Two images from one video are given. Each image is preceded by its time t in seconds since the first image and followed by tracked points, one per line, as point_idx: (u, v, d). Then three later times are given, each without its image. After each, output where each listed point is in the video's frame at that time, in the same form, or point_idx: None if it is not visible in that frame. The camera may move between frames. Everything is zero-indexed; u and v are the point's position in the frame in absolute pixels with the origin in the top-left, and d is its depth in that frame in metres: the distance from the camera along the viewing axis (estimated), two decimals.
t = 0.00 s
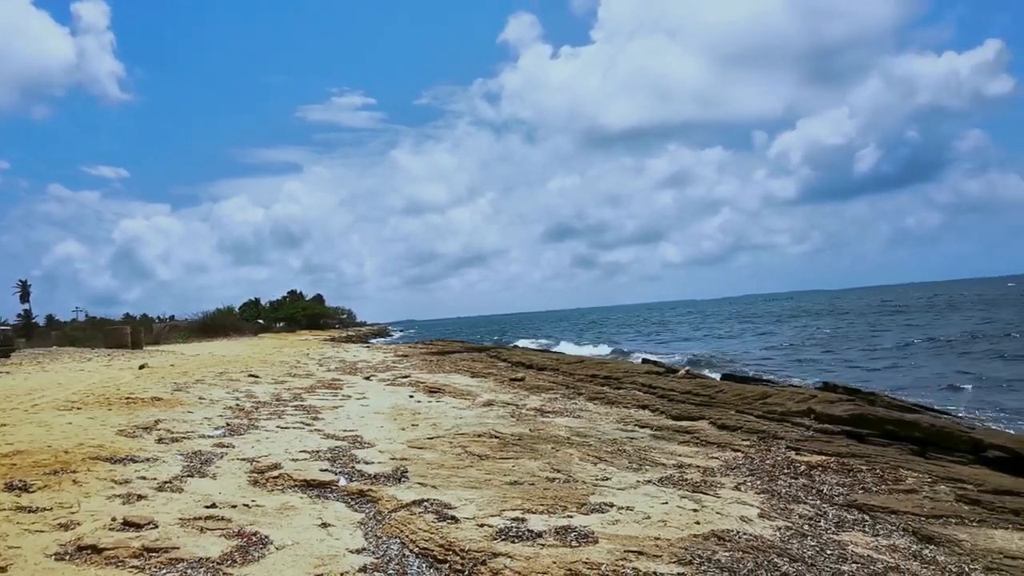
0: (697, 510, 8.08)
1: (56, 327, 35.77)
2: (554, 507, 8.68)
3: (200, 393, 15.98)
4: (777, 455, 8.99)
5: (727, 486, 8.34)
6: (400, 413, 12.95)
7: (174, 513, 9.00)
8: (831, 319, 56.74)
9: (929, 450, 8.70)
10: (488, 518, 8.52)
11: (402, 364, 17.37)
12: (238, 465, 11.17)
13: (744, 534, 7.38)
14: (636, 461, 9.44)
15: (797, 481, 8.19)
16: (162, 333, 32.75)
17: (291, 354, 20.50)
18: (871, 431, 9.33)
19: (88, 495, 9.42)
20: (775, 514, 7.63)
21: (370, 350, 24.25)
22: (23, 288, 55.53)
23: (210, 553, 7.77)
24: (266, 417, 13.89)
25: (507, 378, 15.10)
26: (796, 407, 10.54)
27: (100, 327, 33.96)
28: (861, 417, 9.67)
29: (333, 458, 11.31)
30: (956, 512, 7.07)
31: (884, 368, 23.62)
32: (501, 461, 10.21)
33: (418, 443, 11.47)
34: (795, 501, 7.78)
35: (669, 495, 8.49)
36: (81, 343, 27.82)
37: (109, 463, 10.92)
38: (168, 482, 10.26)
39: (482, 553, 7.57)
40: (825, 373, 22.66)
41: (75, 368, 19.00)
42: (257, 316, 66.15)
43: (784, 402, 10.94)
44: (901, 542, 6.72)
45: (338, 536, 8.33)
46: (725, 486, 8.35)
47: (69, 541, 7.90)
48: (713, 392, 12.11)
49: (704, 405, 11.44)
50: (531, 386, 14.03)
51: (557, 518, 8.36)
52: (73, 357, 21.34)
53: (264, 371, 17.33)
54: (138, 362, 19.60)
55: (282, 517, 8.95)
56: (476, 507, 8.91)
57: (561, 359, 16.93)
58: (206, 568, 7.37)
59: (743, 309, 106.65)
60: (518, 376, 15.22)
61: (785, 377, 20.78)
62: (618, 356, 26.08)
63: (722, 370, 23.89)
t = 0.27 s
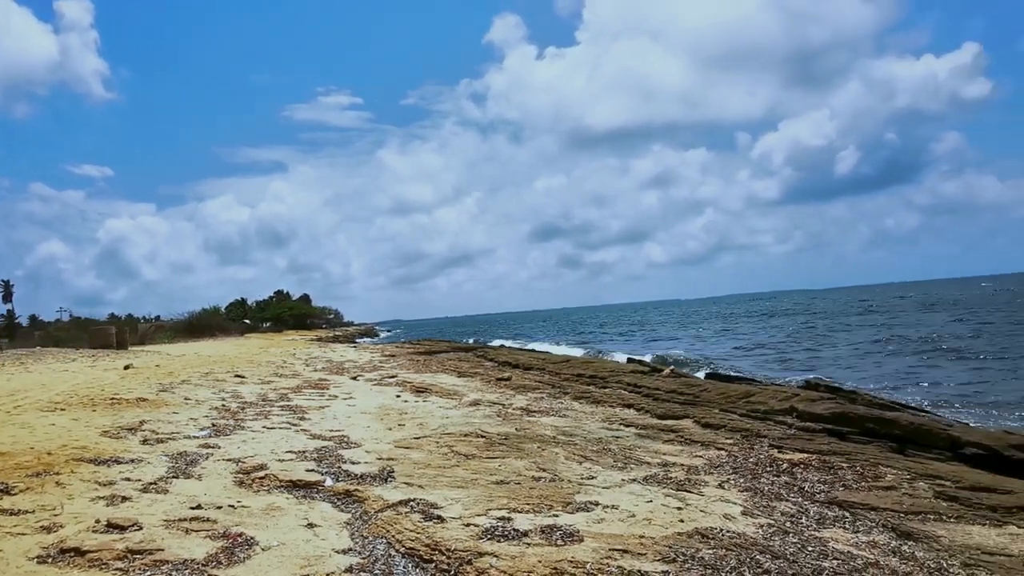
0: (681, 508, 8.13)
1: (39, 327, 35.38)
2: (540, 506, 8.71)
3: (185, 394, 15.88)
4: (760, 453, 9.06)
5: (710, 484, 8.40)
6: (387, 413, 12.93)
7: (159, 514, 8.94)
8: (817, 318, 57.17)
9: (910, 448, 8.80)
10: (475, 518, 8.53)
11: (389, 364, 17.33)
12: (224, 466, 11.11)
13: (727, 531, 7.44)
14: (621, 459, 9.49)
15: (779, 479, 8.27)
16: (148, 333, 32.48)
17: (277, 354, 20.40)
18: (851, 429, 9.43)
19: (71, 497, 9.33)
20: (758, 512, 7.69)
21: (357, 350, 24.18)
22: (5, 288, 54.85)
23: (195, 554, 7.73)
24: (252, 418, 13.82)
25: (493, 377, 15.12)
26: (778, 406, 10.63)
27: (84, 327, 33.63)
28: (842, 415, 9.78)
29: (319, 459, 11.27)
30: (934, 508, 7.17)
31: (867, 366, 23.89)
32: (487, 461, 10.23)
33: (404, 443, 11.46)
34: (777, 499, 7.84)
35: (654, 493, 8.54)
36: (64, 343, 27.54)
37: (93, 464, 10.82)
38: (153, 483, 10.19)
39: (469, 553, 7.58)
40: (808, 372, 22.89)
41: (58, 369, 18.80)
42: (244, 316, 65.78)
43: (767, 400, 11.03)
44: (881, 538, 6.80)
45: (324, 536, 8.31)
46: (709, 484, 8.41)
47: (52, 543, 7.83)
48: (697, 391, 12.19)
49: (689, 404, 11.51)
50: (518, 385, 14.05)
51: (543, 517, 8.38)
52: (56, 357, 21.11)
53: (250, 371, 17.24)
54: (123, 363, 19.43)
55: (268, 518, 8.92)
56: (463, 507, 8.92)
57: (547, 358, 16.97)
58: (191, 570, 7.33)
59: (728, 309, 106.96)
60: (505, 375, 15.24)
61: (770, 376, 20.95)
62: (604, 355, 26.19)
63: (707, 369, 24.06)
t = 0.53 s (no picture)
0: (671, 507, 8.16)
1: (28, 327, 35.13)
2: (531, 505, 8.72)
3: (176, 394, 15.80)
4: (749, 451, 9.11)
5: (700, 483, 8.43)
6: (378, 413, 12.91)
7: (149, 515, 8.89)
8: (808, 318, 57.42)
9: (898, 446, 8.85)
10: (466, 517, 8.54)
11: (380, 363, 17.29)
12: (214, 466, 11.06)
13: (717, 530, 7.47)
14: (611, 459, 9.51)
15: (768, 477, 8.31)
16: (138, 334, 32.30)
17: (268, 354, 20.33)
18: (839, 427, 9.48)
19: (60, 499, 9.27)
20: (747, 510, 7.73)
21: (348, 350, 24.13)
22: None
23: (186, 555, 7.70)
24: (243, 418, 13.76)
25: (484, 377, 15.13)
26: (767, 405, 10.69)
27: (73, 327, 33.42)
28: (830, 414, 9.84)
29: (310, 459, 11.24)
30: (920, 505, 7.23)
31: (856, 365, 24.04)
32: (478, 460, 10.23)
33: (395, 443, 11.44)
34: (765, 497, 7.89)
35: (644, 492, 8.57)
36: (53, 343, 27.36)
37: (83, 465, 10.75)
38: (143, 484, 10.14)
39: (459, 552, 7.58)
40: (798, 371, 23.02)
41: (47, 370, 18.67)
42: (235, 316, 65.49)
43: (756, 399, 11.08)
44: (868, 536, 6.85)
45: (315, 536, 8.29)
46: (698, 483, 8.44)
47: (41, 545, 7.78)
48: (687, 390, 12.23)
49: (678, 403, 11.55)
50: (509, 385, 14.05)
51: (534, 516, 8.40)
52: (45, 358, 20.97)
53: (241, 371, 17.17)
54: (113, 363, 19.31)
55: (258, 518, 8.89)
56: (454, 506, 8.92)
57: (539, 358, 16.99)
58: (180, 571, 7.30)
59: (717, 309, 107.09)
60: (496, 375, 15.24)
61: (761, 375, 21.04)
62: (595, 355, 26.24)
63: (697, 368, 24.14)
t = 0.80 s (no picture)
0: (662, 506, 8.19)
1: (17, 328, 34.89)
2: (522, 505, 8.73)
3: (167, 394, 15.73)
4: (738, 451, 9.15)
5: (690, 482, 8.46)
6: (370, 413, 12.89)
7: (139, 516, 8.86)
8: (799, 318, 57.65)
9: (887, 445, 8.90)
10: (457, 517, 8.54)
11: (372, 364, 17.28)
12: (205, 467, 11.02)
13: (707, 528, 7.50)
14: (602, 458, 9.54)
15: (757, 476, 8.35)
16: (129, 334, 32.14)
17: (260, 354, 20.27)
18: (827, 426, 9.54)
19: (49, 501, 9.22)
20: (736, 509, 7.77)
21: (340, 350, 24.10)
22: None
23: (176, 557, 7.67)
24: (235, 418, 13.71)
25: (476, 377, 15.14)
26: (757, 404, 10.74)
27: (63, 328, 33.21)
28: (818, 413, 9.90)
29: (302, 459, 11.22)
30: (907, 504, 7.27)
31: (846, 364, 24.19)
32: (470, 460, 10.24)
33: (387, 443, 11.43)
34: (755, 496, 7.93)
35: (634, 491, 8.59)
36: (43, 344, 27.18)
37: (72, 467, 10.69)
38: (133, 485, 10.09)
39: (450, 552, 7.58)
40: (788, 371, 23.14)
41: (37, 371, 18.55)
42: (226, 316, 65.28)
43: (746, 398, 11.13)
44: (855, 534, 6.90)
45: (306, 537, 8.27)
46: (688, 482, 8.47)
47: (29, 547, 7.73)
48: (677, 390, 12.27)
49: (669, 403, 11.59)
50: (500, 385, 14.07)
51: (525, 516, 8.41)
52: (35, 359, 20.83)
53: (233, 372, 17.11)
54: (103, 363, 19.21)
55: (249, 519, 8.87)
56: (445, 506, 8.91)
57: (530, 358, 17.02)
58: (170, 572, 7.27)
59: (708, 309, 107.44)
60: (487, 375, 15.25)
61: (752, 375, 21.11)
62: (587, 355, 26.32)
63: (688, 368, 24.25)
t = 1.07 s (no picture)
0: (643, 504, 8.24)
1: None
2: (505, 504, 8.75)
3: (149, 396, 15.59)
4: (719, 449, 9.23)
5: (672, 480, 8.52)
6: (354, 413, 12.87)
7: (120, 519, 8.78)
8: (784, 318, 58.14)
9: (866, 443, 9.02)
10: (441, 517, 8.54)
11: (356, 364, 17.23)
12: (188, 469, 10.94)
13: (688, 526, 7.56)
14: (585, 457, 9.58)
15: (737, 474, 8.43)
16: (111, 335, 31.79)
17: (244, 355, 20.13)
18: (806, 425, 9.65)
19: (28, 504, 9.11)
20: (717, 506, 7.84)
21: (324, 350, 24.01)
22: None
23: (157, 560, 7.62)
24: (218, 420, 13.62)
25: (461, 377, 15.15)
26: (737, 403, 10.84)
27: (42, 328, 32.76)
28: (797, 411, 10.01)
29: (285, 460, 11.17)
30: (883, 500, 7.38)
31: (826, 363, 24.49)
32: (454, 460, 10.24)
33: (371, 443, 11.41)
34: (735, 494, 8.01)
35: (616, 490, 8.64)
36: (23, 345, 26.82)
37: (52, 469, 10.57)
38: (114, 487, 10.00)
39: (434, 552, 7.59)
40: (770, 370, 23.37)
41: (16, 372, 18.30)
42: (210, 316, 64.74)
43: (727, 397, 11.23)
44: (832, 530, 6.99)
45: (289, 538, 8.25)
46: (670, 481, 8.53)
47: (7, 552, 7.64)
48: (660, 389, 12.35)
49: (651, 402, 11.67)
50: (485, 385, 14.08)
51: (508, 516, 8.43)
52: (14, 360, 20.55)
53: (217, 373, 16.99)
54: (85, 365, 18.99)
55: (232, 521, 8.82)
56: (429, 507, 8.91)
57: (514, 358, 17.07)
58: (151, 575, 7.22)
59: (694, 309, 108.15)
60: (472, 374, 15.27)
61: (736, 374, 21.27)
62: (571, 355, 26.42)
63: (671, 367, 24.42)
